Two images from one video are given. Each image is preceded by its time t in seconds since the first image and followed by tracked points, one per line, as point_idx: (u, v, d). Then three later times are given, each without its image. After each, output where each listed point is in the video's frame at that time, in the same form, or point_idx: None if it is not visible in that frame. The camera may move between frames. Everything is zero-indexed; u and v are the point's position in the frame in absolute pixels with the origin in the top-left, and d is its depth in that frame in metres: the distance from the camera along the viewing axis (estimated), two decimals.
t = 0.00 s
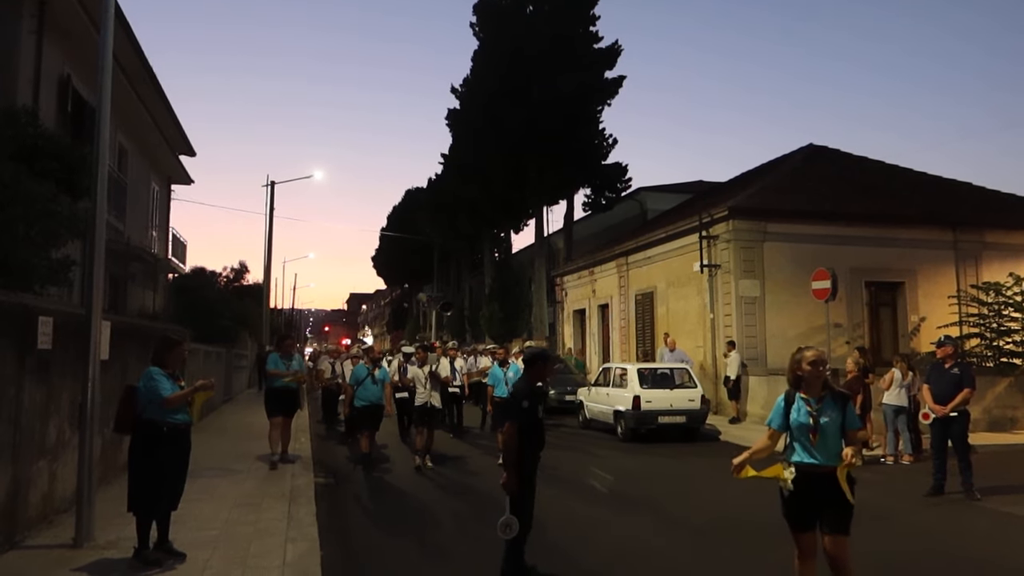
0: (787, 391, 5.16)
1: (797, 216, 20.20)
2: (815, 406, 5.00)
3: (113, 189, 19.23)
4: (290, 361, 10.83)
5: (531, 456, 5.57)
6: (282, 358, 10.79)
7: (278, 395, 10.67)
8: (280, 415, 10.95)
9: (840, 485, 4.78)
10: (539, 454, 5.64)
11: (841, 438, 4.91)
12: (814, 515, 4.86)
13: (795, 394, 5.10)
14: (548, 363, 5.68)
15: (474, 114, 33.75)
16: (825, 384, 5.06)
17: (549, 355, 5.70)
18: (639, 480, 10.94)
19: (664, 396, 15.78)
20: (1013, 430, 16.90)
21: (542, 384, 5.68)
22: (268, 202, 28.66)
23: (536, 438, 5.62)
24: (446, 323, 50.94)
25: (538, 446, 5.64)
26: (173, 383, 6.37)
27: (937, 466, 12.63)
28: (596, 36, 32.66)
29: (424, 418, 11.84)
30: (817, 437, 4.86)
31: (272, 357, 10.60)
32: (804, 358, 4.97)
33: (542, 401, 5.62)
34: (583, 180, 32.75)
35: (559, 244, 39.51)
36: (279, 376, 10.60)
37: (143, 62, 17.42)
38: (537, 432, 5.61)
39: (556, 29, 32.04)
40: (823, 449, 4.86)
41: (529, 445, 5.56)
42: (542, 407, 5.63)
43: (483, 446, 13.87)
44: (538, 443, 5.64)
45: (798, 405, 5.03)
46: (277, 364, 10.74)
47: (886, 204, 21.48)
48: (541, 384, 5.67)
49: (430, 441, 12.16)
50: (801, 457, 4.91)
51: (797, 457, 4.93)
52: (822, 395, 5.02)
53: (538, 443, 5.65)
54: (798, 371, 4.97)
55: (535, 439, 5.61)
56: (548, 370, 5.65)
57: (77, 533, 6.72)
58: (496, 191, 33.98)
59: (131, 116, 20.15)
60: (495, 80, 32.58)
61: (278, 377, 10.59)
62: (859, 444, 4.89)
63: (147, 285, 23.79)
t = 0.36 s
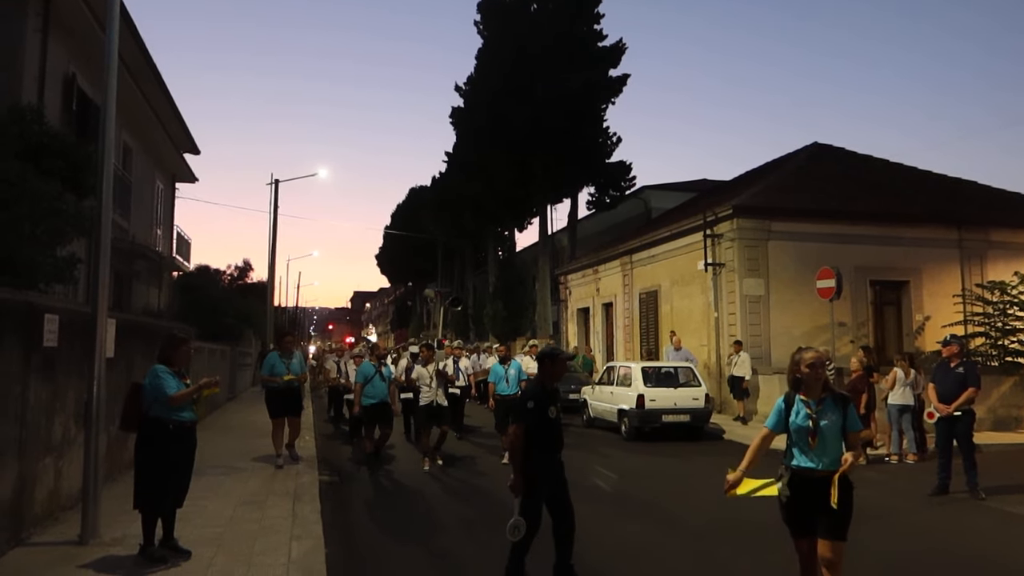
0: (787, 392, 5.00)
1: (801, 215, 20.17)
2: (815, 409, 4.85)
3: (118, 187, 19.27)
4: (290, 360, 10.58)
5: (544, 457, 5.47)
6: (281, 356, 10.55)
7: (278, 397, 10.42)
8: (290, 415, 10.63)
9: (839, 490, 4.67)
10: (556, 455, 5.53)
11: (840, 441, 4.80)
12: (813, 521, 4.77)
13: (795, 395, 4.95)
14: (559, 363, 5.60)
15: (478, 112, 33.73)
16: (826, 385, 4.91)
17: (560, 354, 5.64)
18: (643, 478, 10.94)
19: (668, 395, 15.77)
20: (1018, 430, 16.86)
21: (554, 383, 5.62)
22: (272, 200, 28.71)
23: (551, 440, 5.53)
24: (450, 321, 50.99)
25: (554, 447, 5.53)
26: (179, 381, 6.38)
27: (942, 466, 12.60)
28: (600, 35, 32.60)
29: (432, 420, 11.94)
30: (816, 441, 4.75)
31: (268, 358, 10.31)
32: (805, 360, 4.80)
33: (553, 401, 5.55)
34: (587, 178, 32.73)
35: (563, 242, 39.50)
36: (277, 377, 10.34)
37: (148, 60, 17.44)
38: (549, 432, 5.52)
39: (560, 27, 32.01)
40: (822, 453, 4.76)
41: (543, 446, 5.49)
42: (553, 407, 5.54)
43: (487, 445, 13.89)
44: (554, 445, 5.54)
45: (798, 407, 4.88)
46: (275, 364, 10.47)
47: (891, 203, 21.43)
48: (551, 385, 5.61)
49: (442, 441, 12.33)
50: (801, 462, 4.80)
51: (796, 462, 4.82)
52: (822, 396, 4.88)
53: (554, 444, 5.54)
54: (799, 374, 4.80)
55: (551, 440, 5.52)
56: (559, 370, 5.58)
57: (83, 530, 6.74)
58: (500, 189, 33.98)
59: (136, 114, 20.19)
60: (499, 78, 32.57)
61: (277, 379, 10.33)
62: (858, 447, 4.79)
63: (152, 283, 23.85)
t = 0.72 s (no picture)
0: (804, 393, 4.67)
1: (806, 215, 20.13)
2: (829, 412, 4.48)
3: (123, 188, 19.32)
4: (293, 363, 10.55)
5: (557, 462, 5.13)
6: (284, 359, 10.51)
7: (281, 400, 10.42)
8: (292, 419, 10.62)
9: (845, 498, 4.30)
10: (576, 456, 5.15)
11: (854, 449, 4.42)
12: (821, 532, 4.42)
13: (811, 396, 4.62)
14: (580, 361, 5.13)
15: (482, 113, 33.72)
16: (844, 387, 4.52)
17: (583, 351, 5.14)
18: (647, 479, 10.93)
19: (673, 395, 15.77)
20: None
21: (576, 381, 5.20)
22: (276, 201, 28.74)
23: (570, 441, 5.15)
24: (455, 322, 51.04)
25: (574, 448, 5.15)
26: (185, 382, 6.38)
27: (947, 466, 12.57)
28: (605, 35, 32.58)
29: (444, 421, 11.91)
30: (826, 446, 4.41)
31: (269, 361, 10.26)
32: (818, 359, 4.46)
33: (573, 401, 5.14)
34: (591, 178, 32.70)
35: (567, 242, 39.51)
36: (280, 380, 10.32)
37: (152, 61, 17.49)
38: (568, 433, 5.15)
39: (565, 27, 31.98)
40: (833, 459, 4.41)
41: (562, 447, 5.14)
42: (570, 407, 5.14)
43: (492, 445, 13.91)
44: (576, 446, 5.15)
45: (812, 409, 4.54)
46: (278, 367, 10.42)
47: (897, 202, 21.38)
48: (574, 382, 5.19)
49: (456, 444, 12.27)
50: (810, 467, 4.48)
51: (804, 466, 4.50)
52: (839, 399, 4.50)
53: (574, 446, 5.15)
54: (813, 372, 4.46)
55: (573, 442, 5.15)
56: (580, 368, 5.14)
57: (89, 530, 6.76)
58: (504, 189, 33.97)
59: (141, 115, 20.23)
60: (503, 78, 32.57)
61: (280, 382, 10.31)
62: (874, 456, 4.40)
63: (157, 283, 23.91)
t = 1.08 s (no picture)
0: (810, 399, 4.41)
1: (804, 219, 20.16)
2: (833, 420, 4.21)
3: (121, 192, 19.33)
4: (292, 368, 10.49)
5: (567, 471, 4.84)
6: (283, 363, 10.44)
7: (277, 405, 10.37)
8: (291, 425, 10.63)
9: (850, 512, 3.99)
10: (581, 470, 4.82)
11: (860, 458, 4.14)
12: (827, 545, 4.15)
13: (816, 403, 4.35)
14: (584, 370, 4.86)
15: (480, 118, 33.77)
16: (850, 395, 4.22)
17: (591, 362, 4.89)
18: (645, 484, 10.92)
19: (671, 400, 15.78)
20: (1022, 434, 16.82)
21: (583, 393, 4.89)
22: (274, 206, 28.76)
23: (575, 456, 4.82)
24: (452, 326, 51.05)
25: (580, 463, 4.83)
26: (182, 387, 6.37)
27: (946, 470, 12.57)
28: (603, 40, 32.64)
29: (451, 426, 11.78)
30: (831, 455, 4.15)
31: (268, 365, 10.21)
32: (815, 366, 4.20)
33: (578, 413, 4.82)
34: (589, 183, 32.72)
35: (566, 247, 39.55)
36: (278, 384, 10.27)
37: (151, 66, 17.52)
38: (573, 447, 4.82)
39: (563, 32, 32.05)
40: (836, 469, 4.14)
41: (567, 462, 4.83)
42: (574, 421, 4.81)
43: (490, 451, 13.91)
44: (583, 461, 4.82)
45: (816, 417, 4.29)
46: (277, 372, 10.36)
47: (894, 207, 21.42)
48: (581, 394, 4.89)
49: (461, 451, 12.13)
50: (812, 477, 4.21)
51: (806, 476, 4.24)
52: (844, 406, 4.21)
53: (580, 461, 4.82)
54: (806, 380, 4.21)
55: (579, 456, 4.82)
56: (585, 378, 4.86)
57: (86, 536, 6.74)
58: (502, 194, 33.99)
59: (139, 120, 20.26)
60: (501, 83, 32.66)
61: (277, 386, 10.26)
62: (882, 467, 4.09)
63: (155, 288, 23.92)
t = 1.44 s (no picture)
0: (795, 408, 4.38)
1: (801, 224, 20.19)
2: (823, 428, 4.18)
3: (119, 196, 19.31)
4: (283, 373, 9.70)
5: (571, 481, 4.56)
6: (273, 367, 9.63)
7: (268, 410, 9.54)
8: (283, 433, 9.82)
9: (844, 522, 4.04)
10: (585, 479, 4.54)
11: (851, 466, 4.12)
12: (821, 553, 4.12)
13: (804, 411, 4.32)
14: (579, 372, 4.66)
15: (478, 122, 33.79)
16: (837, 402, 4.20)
17: (584, 362, 4.69)
18: (643, 489, 10.91)
19: (668, 404, 15.78)
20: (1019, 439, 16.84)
21: (578, 397, 4.69)
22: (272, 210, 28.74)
23: (576, 463, 4.56)
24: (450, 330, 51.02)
25: (583, 470, 4.55)
26: (179, 391, 6.36)
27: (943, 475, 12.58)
28: (600, 45, 32.71)
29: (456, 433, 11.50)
30: (824, 464, 4.11)
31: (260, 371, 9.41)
32: (803, 374, 4.16)
33: (574, 418, 4.59)
34: (587, 187, 32.74)
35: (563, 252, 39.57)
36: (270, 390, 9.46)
37: (148, 70, 17.53)
38: (574, 454, 4.56)
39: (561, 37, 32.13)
40: (831, 478, 4.10)
41: (570, 472, 4.55)
42: (571, 425, 4.57)
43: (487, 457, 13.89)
44: (587, 468, 4.55)
45: (805, 426, 4.26)
46: (268, 376, 9.54)
47: (891, 212, 21.46)
48: (578, 397, 4.68)
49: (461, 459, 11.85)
50: (804, 486, 4.17)
51: (797, 485, 4.20)
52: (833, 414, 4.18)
53: (582, 468, 4.55)
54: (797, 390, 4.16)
55: (580, 463, 4.55)
56: (580, 380, 4.66)
57: (83, 540, 6.72)
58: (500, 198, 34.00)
59: (137, 124, 20.25)
60: (499, 88, 32.72)
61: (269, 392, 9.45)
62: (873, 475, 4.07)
63: (152, 292, 23.88)
